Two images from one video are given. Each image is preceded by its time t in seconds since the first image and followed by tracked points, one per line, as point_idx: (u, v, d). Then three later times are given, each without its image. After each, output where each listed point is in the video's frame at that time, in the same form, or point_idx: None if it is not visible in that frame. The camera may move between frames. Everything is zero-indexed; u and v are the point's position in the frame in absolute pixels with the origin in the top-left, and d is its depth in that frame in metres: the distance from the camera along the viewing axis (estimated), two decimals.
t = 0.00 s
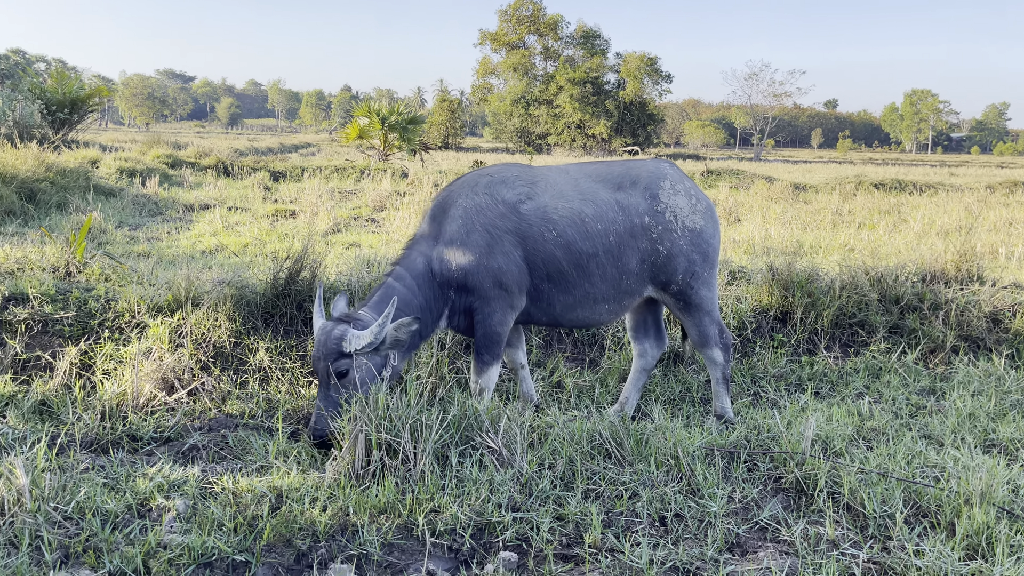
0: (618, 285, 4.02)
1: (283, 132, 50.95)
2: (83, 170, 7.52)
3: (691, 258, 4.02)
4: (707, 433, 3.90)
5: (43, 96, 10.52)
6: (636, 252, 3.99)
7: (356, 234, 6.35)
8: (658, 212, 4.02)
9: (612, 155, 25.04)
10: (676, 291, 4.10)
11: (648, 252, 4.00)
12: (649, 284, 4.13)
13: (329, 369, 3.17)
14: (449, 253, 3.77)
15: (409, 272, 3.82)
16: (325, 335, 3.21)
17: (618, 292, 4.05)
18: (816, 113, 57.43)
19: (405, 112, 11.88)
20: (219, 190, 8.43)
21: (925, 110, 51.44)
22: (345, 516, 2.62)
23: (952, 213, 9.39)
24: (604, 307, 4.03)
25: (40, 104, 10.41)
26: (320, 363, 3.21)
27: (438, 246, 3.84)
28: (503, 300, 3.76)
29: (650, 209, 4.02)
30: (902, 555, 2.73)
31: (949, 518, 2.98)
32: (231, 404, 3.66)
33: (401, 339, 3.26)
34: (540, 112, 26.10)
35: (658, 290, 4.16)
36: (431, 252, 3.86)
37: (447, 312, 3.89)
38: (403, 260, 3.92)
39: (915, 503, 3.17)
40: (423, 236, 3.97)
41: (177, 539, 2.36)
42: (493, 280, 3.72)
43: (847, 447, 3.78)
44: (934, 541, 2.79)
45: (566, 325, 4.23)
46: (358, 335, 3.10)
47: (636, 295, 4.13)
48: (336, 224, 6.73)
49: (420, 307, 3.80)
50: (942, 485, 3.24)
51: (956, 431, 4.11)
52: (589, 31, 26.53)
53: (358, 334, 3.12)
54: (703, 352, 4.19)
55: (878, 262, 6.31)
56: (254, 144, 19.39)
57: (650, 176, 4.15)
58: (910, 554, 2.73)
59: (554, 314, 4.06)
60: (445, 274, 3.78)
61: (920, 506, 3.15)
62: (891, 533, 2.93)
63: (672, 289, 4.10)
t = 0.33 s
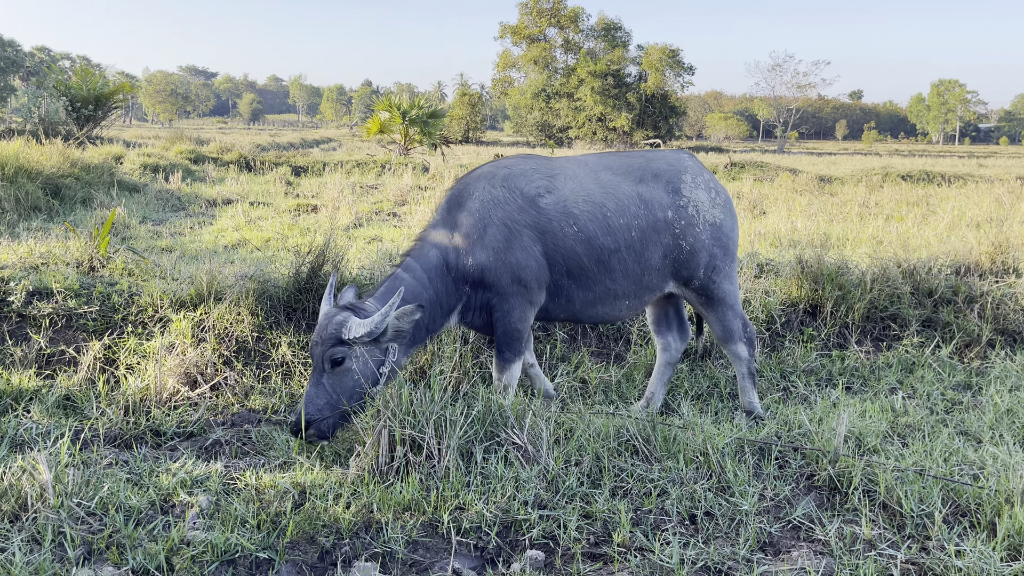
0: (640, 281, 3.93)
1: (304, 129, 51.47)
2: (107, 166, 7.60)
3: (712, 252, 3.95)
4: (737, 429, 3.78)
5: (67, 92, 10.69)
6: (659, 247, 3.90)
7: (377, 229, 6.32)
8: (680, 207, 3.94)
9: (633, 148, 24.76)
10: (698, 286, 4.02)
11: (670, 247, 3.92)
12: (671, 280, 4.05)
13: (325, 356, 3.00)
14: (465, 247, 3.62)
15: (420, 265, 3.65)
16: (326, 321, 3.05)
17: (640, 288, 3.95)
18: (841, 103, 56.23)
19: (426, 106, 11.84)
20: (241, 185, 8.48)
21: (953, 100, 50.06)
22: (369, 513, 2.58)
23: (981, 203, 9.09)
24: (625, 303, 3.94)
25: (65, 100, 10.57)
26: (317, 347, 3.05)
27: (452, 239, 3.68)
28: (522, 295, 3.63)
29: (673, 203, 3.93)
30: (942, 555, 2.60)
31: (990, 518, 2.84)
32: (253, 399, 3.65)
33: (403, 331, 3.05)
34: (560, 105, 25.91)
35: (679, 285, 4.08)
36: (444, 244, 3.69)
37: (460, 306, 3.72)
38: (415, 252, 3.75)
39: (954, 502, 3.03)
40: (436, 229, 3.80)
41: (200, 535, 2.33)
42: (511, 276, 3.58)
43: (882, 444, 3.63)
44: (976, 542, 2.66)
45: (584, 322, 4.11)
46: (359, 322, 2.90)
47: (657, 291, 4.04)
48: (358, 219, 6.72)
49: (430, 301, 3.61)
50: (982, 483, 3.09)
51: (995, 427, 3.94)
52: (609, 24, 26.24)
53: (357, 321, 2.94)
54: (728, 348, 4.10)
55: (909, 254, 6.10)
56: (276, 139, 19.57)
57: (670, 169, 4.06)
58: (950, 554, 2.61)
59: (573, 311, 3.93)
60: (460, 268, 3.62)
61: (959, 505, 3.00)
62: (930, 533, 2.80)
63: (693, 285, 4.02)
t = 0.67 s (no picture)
0: (652, 275, 3.81)
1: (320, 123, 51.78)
2: (125, 159, 7.65)
3: (722, 244, 3.87)
4: (760, 427, 3.66)
5: (86, 87, 10.79)
6: (669, 240, 3.80)
7: (393, 222, 6.28)
8: (690, 199, 3.86)
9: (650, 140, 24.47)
10: (708, 280, 3.92)
11: (681, 240, 3.82)
12: (682, 274, 3.94)
13: (333, 369, 2.86)
14: (473, 243, 3.44)
15: (425, 264, 3.42)
16: (329, 333, 2.89)
17: (651, 283, 3.83)
18: (862, 94, 55.10)
19: (441, 98, 11.76)
20: (258, 179, 8.49)
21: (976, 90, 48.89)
22: (386, 513, 2.53)
23: (1006, 194, 8.83)
24: (637, 298, 3.81)
25: (83, 95, 10.68)
26: (322, 360, 2.89)
27: (459, 235, 3.48)
28: (534, 292, 3.49)
29: (682, 195, 3.85)
30: (976, 559, 2.52)
31: None
32: (269, 395, 3.62)
33: (411, 332, 2.97)
34: (576, 97, 25.68)
35: (690, 280, 3.97)
36: (450, 241, 3.48)
37: (468, 305, 3.51)
38: (418, 250, 3.52)
39: (986, 503, 2.89)
40: (440, 226, 3.58)
41: (214, 536, 2.30)
42: (522, 273, 3.43)
43: (910, 443, 3.50)
44: (1012, 546, 2.55)
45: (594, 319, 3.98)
46: (366, 332, 2.79)
47: (669, 285, 3.93)
48: (373, 212, 6.68)
49: (436, 300, 3.38)
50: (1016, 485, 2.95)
51: None
52: (625, 15, 25.91)
53: (364, 330, 2.81)
54: (739, 343, 4.00)
55: (935, 247, 5.91)
56: (293, 133, 19.66)
57: (678, 160, 3.98)
58: (986, 559, 2.49)
59: (584, 307, 3.79)
60: (469, 266, 3.43)
61: (993, 506, 2.87)
62: (963, 535, 2.69)
63: (704, 278, 3.92)
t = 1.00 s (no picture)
0: (652, 269, 3.78)
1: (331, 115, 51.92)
2: (135, 153, 7.67)
3: (722, 239, 3.88)
4: (774, 423, 3.59)
5: (97, 80, 10.84)
6: (671, 234, 3.77)
7: (403, 215, 6.25)
8: (691, 192, 3.84)
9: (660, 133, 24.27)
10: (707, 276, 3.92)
11: (683, 234, 3.80)
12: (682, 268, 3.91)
13: (333, 371, 2.77)
14: (475, 238, 3.37)
15: (426, 260, 3.34)
16: (330, 334, 2.80)
17: (652, 277, 3.80)
18: (876, 85, 54.31)
19: (451, 90, 11.68)
20: (268, 172, 8.50)
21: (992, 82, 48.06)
22: (396, 509, 2.51)
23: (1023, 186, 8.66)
24: (637, 293, 3.79)
25: (94, 88, 10.74)
26: (322, 362, 2.80)
27: (461, 231, 3.40)
28: (538, 289, 3.43)
29: (684, 189, 3.82)
30: (995, 558, 2.45)
31: None
32: (279, 389, 3.62)
33: (416, 339, 2.91)
34: (586, 89, 25.49)
35: (691, 276, 3.92)
36: (451, 237, 3.40)
37: (468, 301, 3.44)
38: (418, 245, 3.42)
39: (1006, 501, 2.82)
40: (440, 220, 3.49)
41: (223, 531, 2.30)
42: (525, 269, 3.37)
43: (927, 439, 3.42)
44: None
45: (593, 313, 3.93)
46: (370, 338, 2.71)
47: (668, 280, 3.90)
48: (383, 205, 6.66)
49: (437, 298, 3.32)
50: None
51: None
52: (636, 6, 25.65)
53: (369, 335, 2.73)
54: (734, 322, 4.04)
55: (951, 240, 5.79)
56: (303, 126, 19.71)
57: (679, 154, 3.96)
58: (1007, 559, 2.43)
59: (584, 302, 3.74)
60: (471, 262, 3.36)
61: (1012, 504, 2.80)
62: (982, 534, 2.62)
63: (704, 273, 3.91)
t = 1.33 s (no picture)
0: (645, 264, 3.81)
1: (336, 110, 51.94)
2: (142, 147, 7.69)
3: (710, 232, 3.92)
4: (777, 419, 3.58)
5: (104, 75, 10.85)
6: (664, 227, 3.79)
7: (408, 210, 6.26)
8: (683, 184, 3.86)
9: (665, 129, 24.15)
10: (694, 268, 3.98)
11: (676, 227, 3.81)
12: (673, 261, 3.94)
13: (333, 373, 2.74)
14: (471, 233, 3.35)
15: (420, 256, 3.30)
16: (325, 334, 2.75)
17: (643, 272, 3.83)
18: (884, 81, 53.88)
19: (457, 86, 11.64)
20: (273, 167, 8.51)
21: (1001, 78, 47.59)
22: (400, 502, 2.53)
23: None
24: (628, 288, 3.83)
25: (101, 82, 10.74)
26: (319, 363, 2.75)
27: (456, 226, 3.37)
28: (535, 286, 3.44)
29: (676, 181, 3.85)
30: (998, 554, 2.44)
31: None
32: (284, 383, 3.63)
33: (412, 335, 2.96)
34: (592, 85, 25.38)
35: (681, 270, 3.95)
36: (446, 232, 3.37)
37: (463, 298, 3.43)
38: (411, 241, 3.38)
39: (1009, 498, 2.80)
40: (433, 214, 3.46)
41: (228, 523, 2.32)
42: (522, 265, 3.36)
43: (930, 436, 3.41)
44: None
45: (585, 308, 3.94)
46: (370, 338, 2.69)
47: (659, 274, 3.93)
48: (388, 200, 6.67)
49: (432, 293, 3.31)
50: None
51: None
52: (642, 1, 25.49)
53: (367, 335, 2.70)
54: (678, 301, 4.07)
55: (957, 237, 5.75)
56: (309, 121, 19.72)
57: (671, 145, 3.96)
58: (1009, 555, 2.42)
59: (577, 297, 3.75)
60: (466, 258, 3.34)
61: (1015, 501, 2.78)
62: (984, 530, 2.62)
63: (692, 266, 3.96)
